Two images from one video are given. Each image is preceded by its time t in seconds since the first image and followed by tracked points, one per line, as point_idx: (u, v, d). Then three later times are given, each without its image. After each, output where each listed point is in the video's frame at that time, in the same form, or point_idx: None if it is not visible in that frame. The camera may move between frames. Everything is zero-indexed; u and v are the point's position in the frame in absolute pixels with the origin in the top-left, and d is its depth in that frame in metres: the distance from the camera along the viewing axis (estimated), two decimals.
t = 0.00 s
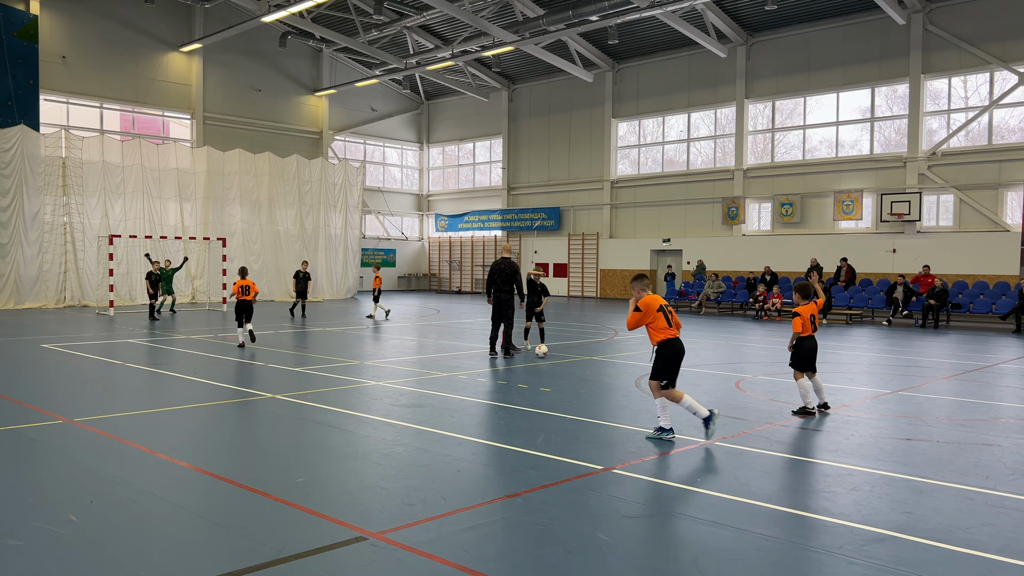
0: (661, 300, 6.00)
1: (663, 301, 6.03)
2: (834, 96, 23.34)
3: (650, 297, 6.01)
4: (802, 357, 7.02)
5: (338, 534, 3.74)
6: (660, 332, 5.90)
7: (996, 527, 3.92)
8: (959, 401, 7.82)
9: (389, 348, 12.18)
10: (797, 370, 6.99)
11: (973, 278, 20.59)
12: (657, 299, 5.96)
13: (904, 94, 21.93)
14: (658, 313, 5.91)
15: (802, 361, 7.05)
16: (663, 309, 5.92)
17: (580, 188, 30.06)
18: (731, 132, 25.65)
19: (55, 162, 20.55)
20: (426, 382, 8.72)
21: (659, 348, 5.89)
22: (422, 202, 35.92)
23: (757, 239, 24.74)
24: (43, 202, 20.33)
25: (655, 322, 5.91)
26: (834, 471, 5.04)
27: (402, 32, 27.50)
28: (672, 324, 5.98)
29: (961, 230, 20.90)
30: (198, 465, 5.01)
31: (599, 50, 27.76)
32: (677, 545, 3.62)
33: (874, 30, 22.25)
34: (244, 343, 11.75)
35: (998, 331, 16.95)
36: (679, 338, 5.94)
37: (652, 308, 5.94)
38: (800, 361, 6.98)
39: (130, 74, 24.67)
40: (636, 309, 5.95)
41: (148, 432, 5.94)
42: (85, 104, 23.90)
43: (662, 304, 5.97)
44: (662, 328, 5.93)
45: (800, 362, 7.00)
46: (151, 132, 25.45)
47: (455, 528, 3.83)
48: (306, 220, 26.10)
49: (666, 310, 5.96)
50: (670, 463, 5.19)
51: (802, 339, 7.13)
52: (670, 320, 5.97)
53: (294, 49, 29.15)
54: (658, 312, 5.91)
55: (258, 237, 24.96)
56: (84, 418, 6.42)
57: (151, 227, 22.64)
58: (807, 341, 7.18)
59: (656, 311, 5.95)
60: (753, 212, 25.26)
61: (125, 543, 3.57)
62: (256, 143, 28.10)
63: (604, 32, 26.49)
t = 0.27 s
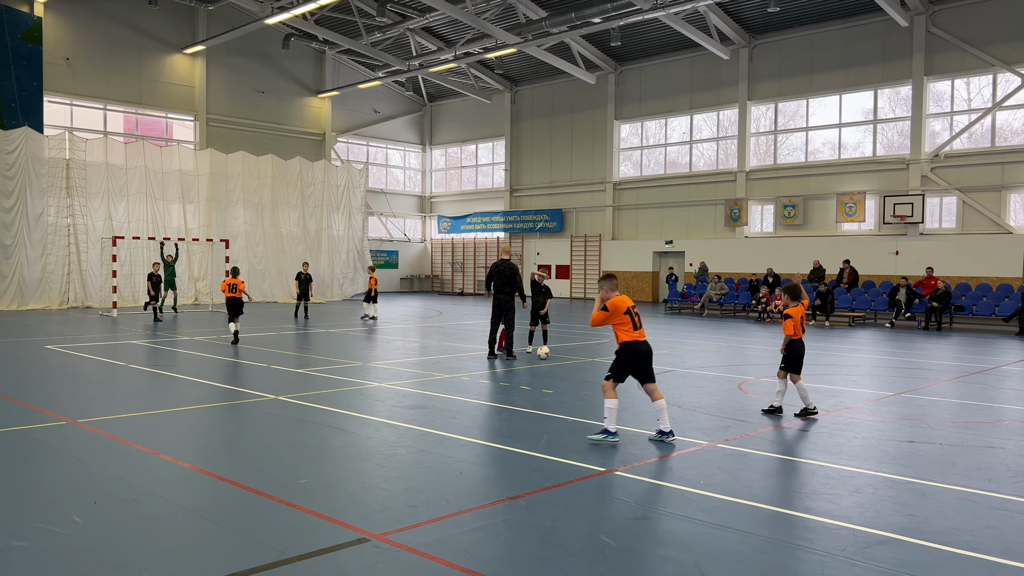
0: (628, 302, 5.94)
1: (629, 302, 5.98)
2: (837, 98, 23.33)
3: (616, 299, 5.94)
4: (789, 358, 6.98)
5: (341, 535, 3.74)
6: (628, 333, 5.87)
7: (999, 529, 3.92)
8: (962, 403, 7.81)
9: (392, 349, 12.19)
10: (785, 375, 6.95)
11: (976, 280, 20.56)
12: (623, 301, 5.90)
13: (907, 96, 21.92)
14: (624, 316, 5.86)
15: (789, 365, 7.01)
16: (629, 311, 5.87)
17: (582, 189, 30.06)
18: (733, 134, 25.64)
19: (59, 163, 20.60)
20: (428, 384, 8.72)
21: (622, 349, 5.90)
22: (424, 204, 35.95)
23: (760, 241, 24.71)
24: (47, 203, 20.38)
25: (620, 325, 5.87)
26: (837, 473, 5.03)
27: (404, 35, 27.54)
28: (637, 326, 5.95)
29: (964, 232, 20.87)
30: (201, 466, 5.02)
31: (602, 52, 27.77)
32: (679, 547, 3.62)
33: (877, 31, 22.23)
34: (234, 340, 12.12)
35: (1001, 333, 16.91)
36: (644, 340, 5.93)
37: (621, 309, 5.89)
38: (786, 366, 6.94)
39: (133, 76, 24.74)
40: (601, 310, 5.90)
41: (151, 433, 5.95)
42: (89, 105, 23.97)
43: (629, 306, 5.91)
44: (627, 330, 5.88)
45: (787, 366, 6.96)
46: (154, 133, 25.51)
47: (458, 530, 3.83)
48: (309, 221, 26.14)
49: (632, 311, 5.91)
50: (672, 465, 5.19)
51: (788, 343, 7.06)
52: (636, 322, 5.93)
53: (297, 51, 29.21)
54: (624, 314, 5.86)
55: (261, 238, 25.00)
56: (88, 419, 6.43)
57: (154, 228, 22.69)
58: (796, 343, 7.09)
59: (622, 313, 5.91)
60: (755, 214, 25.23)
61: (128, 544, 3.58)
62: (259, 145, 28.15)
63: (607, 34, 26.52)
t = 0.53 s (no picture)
0: (571, 302, 6.03)
1: (576, 304, 6.04)
2: (839, 100, 23.31)
3: (560, 298, 6.08)
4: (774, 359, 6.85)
5: (343, 535, 3.75)
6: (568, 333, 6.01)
7: (1001, 531, 3.91)
8: (964, 405, 7.80)
9: (394, 350, 12.19)
10: (765, 376, 6.91)
11: (978, 281, 20.53)
12: (564, 302, 6.01)
13: (910, 97, 21.89)
14: (563, 316, 5.98)
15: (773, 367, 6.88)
16: (567, 312, 5.97)
17: (585, 191, 30.06)
18: (736, 135, 25.64)
19: (62, 164, 20.63)
20: (430, 385, 8.71)
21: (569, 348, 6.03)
22: (427, 205, 35.96)
23: (763, 242, 24.69)
24: (51, 205, 20.41)
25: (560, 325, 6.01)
26: (839, 475, 5.03)
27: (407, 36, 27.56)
28: (579, 328, 6.01)
29: (967, 233, 20.83)
30: (203, 466, 5.03)
31: (604, 53, 27.76)
32: (680, 549, 3.62)
33: (880, 33, 22.23)
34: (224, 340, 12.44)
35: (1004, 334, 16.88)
36: (583, 343, 5.95)
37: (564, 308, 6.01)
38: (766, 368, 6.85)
39: (136, 77, 24.79)
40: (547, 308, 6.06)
41: (154, 434, 5.96)
42: (92, 107, 24.02)
43: (568, 307, 6.00)
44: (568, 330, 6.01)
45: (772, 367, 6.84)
46: (158, 135, 25.55)
47: (460, 531, 3.84)
48: (311, 222, 26.16)
49: (572, 312, 5.99)
50: (674, 466, 5.18)
51: (772, 345, 6.91)
52: (576, 324, 6.00)
53: (300, 52, 29.25)
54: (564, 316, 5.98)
55: (264, 239, 25.03)
56: (91, 420, 6.44)
57: (157, 229, 22.73)
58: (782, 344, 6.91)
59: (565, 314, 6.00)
60: (758, 215, 25.20)
61: (132, 544, 3.59)
62: (262, 146, 28.18)
63: (609, 35, 26.52)
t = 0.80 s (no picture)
0: (513, 306, 6.03)
1: (520, 307, 6.02)
2: (843, 101, 23.28)
3: (509, 301, 6.10)
4: (766, 362, 6.71)
5: (346, 536, 3.75)
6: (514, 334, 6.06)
7: (1005, 533, 3.89)
8: (967, 406, 7.78)
9: (397, 351, 12.19)
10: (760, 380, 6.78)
11: (982, 282, 20.48)
12: (507, 305, 6.04)
13: (913, 98, 21.86)
14: (506, 320, 6.02)
15: (766, 369, 6.74)
16: (508, 316, 6.00)
17: (587, 192, 30.06)
18: (739, 136, 25.61)
19: (66, 165, 20.66)
20: (433, 386, 8.71)
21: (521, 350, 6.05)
22: (429, 206, 35.98)
23: (766, 244, 24.66)
24: (54, 205, 20.43)
25: (505, 328, 6.06)
26: (842, 476, 5.01)
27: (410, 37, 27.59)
28: (521, 331, 6.00)
29: (970, 234, 20.79)
30: (206, 467, 5.03)
31: (607, 54, 27.75)
32: (683, 550, 3.61)
33: (883, 34, 22.19)
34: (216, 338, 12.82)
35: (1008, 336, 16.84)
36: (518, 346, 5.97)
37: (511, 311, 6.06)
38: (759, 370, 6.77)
39: (140, 78, 24.83)
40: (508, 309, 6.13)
41: (157, 434, 5.97)
42: (95, 108, 24.07)
43: (510, 310, 6.01)
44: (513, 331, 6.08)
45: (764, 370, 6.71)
46: (161, 135, 25.59)
47: (462, 531, 3.83)
48: (314, 223, 26.19)
49: (513, 316, 6.01)
50: (677, 467, 5.17)
51: (763, 347, 6.77)
52: (517, 327, 6.00)
53: (303, 53, 29.29)
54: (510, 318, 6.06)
55: (267, 240, 25.06)
56: (94, 420, 6.45)
57: (160, 230, 22.77)
58: (773, 344, 6.72)
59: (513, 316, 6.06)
60: (761, 216, 25.18)
61: (135, 544, 3.59)
62: (265, 147, 28.21)
63: (612, 36, 26.50)
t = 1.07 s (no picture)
0: (466, 297, 6.01)
1: (473, 298, 6.03)
2: (846, 101, 23.25)
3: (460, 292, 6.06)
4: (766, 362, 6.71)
5: (350, 536, 3.76)
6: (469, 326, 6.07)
7: (1010, 534, 3.88)
8: (971, 408, 7.76)
9: (400, 351, 12.20)
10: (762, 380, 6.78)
11: (986, 283, 20.45)
12: (460, 296, 6.00)
13: (917, 99, 21.83)
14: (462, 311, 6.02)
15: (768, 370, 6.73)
16: (462, 308, 5.96)
17: (590, 192, 30.05)
18: (742, 137, 25.60)
19: (69, 165, 20.70)
20: (436, 386, 8.72)
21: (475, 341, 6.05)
22: (432, 206, 36.00)
23: (769, 244, 24.64)
24: (58, 206, 20.47)
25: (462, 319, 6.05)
26: (845, 477, 5.01)
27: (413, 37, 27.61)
28: (476, 323, 6.01)
29: (974, 235, 20.75)
30: (210, 467, 5.04)
31: (611, 55, 27.74)
32: (686, 551, 3.61)
33: (887, 35, 22.16)
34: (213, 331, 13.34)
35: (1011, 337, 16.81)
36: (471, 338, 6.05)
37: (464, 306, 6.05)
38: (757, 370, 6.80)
39: (143, 79, 24.88)
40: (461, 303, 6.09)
41: (161, 434, 5.98)
42: (99, 108, 24.13)
43: (465, 302, 5.99)
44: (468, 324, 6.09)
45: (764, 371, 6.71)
46: (165, 136, 25.64)
47: (466, 532, 3.84)
48: (317, 224, 26.23)
49: (467, 308, 5.98)
50: (680, 468, 5.17)
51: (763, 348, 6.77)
52: (473, 319, 6.00)
53: (306, 54, 29.33)
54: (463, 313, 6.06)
55: (270, 240, 25.10)
56: (98, 420, 6.46)
57: (163, 230, 22.82)
58: (773, 344, 6.73)
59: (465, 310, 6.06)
60: (764, 217, 25.17)
61: (139, 544, 3.60)
62: (268, 148, 28.25)
63: (615, 36, 26.49)
